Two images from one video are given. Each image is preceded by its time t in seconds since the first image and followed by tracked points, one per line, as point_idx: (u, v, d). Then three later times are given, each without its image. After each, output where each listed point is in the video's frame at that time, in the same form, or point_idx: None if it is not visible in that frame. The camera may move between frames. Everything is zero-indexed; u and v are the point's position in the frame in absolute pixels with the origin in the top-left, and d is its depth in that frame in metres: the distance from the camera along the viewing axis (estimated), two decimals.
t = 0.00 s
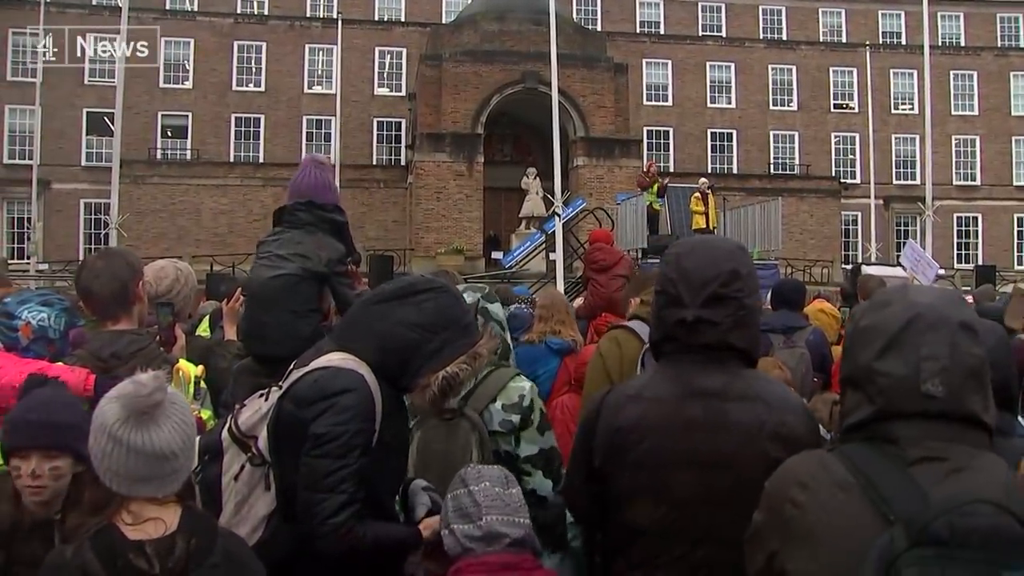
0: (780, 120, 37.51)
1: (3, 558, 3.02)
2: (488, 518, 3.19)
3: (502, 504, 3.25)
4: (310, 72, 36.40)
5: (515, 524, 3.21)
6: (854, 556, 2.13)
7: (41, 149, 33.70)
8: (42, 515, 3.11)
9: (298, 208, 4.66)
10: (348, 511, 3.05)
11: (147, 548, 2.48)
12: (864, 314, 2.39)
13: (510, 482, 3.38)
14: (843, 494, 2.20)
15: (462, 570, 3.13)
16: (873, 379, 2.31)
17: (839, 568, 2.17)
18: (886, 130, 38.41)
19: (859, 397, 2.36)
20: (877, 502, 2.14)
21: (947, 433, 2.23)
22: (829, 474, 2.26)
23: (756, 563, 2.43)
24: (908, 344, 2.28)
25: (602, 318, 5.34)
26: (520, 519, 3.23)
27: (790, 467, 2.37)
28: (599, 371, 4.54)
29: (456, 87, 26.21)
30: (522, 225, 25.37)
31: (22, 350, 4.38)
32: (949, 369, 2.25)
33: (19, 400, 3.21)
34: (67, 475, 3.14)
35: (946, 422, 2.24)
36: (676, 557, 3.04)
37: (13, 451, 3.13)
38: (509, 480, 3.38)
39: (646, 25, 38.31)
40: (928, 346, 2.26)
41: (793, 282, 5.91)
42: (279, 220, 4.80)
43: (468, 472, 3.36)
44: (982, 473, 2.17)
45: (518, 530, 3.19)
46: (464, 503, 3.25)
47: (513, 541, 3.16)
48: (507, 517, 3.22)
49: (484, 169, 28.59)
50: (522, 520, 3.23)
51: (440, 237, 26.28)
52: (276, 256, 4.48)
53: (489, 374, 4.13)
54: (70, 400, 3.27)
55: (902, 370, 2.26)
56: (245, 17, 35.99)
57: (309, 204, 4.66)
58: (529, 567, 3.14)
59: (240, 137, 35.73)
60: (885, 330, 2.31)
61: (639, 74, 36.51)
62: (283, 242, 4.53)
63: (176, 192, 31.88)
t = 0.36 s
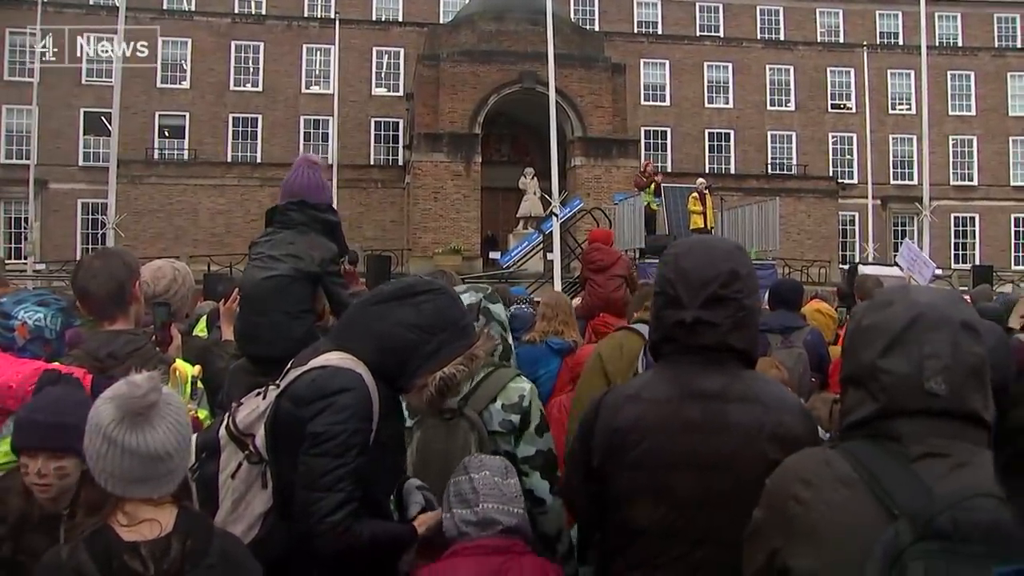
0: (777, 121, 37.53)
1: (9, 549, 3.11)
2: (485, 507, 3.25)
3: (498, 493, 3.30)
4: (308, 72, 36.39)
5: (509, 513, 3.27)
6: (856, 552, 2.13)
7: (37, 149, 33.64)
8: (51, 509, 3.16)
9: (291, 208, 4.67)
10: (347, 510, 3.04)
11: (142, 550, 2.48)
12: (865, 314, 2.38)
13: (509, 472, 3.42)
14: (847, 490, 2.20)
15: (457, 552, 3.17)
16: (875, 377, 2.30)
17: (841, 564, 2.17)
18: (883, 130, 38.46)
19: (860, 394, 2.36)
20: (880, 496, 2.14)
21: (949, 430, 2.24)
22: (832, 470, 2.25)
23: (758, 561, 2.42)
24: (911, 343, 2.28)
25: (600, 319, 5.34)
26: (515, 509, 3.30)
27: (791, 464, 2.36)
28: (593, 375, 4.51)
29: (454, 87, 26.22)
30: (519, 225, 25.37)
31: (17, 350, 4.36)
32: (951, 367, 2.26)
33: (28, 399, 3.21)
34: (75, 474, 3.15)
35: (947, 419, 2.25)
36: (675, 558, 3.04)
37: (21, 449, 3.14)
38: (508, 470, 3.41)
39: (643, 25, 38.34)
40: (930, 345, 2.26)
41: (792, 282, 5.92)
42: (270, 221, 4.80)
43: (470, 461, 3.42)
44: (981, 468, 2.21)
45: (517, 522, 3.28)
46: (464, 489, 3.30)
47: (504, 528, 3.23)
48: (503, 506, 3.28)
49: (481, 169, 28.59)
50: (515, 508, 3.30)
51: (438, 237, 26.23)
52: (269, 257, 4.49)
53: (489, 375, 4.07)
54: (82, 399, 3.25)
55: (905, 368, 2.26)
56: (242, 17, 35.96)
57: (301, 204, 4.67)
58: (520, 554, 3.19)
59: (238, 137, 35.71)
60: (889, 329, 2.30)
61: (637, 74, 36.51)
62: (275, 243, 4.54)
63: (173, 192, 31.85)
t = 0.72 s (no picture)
0: (773, 121, 37.58)
1: None
2: (485, 492, 3.23)
3: (497, 480, 3.27)
4: (303, 72, 36.39)
5: (508, 500, 3.28)
6: (855, 550, 2.11)
7: (32, 148, 33.56)
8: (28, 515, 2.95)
9: (289, 208, 4.70)
10: (353, 512, 3.03)
11: (135, 553, 2.39)
12: (859, 316, 2.40)
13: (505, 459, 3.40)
14: (842, 491, 2.19)
15: (455, 540, 3.20)
16: (871, 378, 2.32)
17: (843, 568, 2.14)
18: (878, 131, 38.51)
19: (856, 397, 2.37)
20: (875, 497, 2.14)
21: (943, 432, 2.26)
22: (829, 473, 2.24)
23: (753, 566, 2.39)
24: (905, 344, 2.29)
25: (597, 319, 5.34)
26: (513, 496, 3.30)
27: (789, 466, 2.34)
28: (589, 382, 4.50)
29: (450, 87, 26.21)
30: (515, 225, 25.35)
31: (10, 349, 4.32)
32: (945, 367, 2.26)
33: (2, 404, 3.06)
34: (49, 481, 2.99)
35: (940, 421, 2.27)
36: (674, 560, 3.02)
37: None
38: (503, 459, 3.37)
39: (639, 25, 38.37)
40: (926, 344, 2.27)
41: (788, 282, 5.93)
42: (267, 220, 4.82)
43: (465, 448, 3.37)
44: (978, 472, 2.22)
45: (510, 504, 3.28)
46: (462, 475, 3.26)
47: (504, 515, 3.25)
48: (503, 492, 3.27)
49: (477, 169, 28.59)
50: (513, 495, 3.30)
51: (433, 237, 26.22)
52: (267, 257, 4.49)
53: (493, 375, 4.10)
54: (61, 404, 3.15)
55: (900, 368, 2.27)
56: (238, 17, 35.92)
57: (299, 205, 4.71)
58: (519, 543, 3.26)
59: (233, 137, 35.65)
60: (883, 329, 2.32)
61: (633, 74, 36.50)
62: (273, 243, 4.55)
63: (169, 191, 31.79)
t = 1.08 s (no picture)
0: (768, 121, 37.61)
1: None
2: (486, 495, 3.17)
3: (495, 483, 3.22)
4: (299, 72, 36.36)
5: (507, 502, 3.20)
6: (846, 552, 2.11)
7: (27, 148, 33.47)
8: None
9: (284, 209, 4.71)
10: (370, 510, 3.05)
11: (120, 553, 2.36)
12: (849, 317, 2.40)
13: (497, 462, 3.33)
14: (830, 495, 2.19)
15: (459, 548, 3.11)
16: (860, 381, 2.32)
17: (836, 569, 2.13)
18: (873, 131, 38.57)
19: (846, 399, 2.38)
20: (865, 501, 2.14)
21: (936, 434, 2.25)
22: (819, 476, 2.24)
23: (745, 568, 2.39)
24: (895, 344, 2.29)
25: (592, 319, 5.32)
26: (511, 499, 3.23)
27: (779, 470, 2.34)
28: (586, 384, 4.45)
29: (445, 87, 26.20)
30: (510, 225, 25.32)
31: (2, 349, 4.29)
32: (934, 367, 2.26)
33: None
34: None
35: (932, 423, 2.26)
36: (670, 560, 3.02)
37: None
38: (496, 462, 3.33)
39: (634, 26, 38.40)
40: (914, 346, 2.27)
41: (784, 283, 5.93)
42: (262, 221, 4.81)
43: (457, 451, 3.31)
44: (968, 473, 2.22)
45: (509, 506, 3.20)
46: (460, 482, 3.19)
47: (504, 519, 3.18)
48: (502, 496, 3.20)
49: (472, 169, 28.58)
50: (511, 497, 3.24)
51: (429, 237, 26.20)
52: (263, 257, 4.48)
53: (492, 377, 4.11)
54: None
55: (888, 371, 2.27)
56: (233, 17, 35.88)
57: (295, 205, 4.71)
58: (519, 544, 3.20)
59: (228, 137, 35.60)
60: (873, 330, 2.32)
61: (628, 75, 36.50)
62: (268, 244, 4.55)
63: (164, 191, 31.73)
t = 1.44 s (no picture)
0: (762, 122, 37.69)
1: None
2: (482, 504, 3.17)
3: (491, 490, 3.21)
4: (293, 72, 36.33)
5: (503, 509, 3.20)
6: (834, 552, 2.11)
7: (21, 148, 33.41)
8: None
9: (280, 210, 4.70)
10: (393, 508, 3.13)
11: (101, 555, 2.37)
12: (843, 316, 2.41)
13: (493, 471, 3.33)
14: (822, 495, 2.18)
15: (457, 553, 3.11)
16: (852, 380, 2.32)
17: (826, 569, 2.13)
18: (867, 132, 38.65)
19: (840, 399, 2.38)
20: (857, 502, 2.14)
21: (928, 433, 2.25)
22: (811, 476, 2.23)
23: (739, 569, 2.38)
24: (888, 342, 2.29)
25: (587, 320, 5.32)
26: (506, 506, 3.22)
27: (772, 470, 2.33)
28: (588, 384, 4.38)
29: (440, 87, 26.21)
30: (505, 226, 25.31)
31: None
32: (927, 366, 2.26)
33: None
34: None
35: (924, 422, 2.26)
36: (665, 560, 3.03)
37: None
38: (491, 470, 3.32)
39: (629, 26, 38.46)
40: (907, 345, 2.28)
41: (778, 283, 5.94)
42: (257, 221, 4.81)
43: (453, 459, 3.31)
44: (960, 472, 2.21)
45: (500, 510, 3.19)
46: (456, 490, 3.19)
47: (500, 525, 3.17)
48: (497, 503, 3.20)
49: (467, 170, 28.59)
50: (507, 504, 3.23)
51: (423, 237, 26.19)
52: (258, 257, 4.47)
53: (492, 377, 4.09)
54: None
55: (883, 369, 2.27)
56: (227, 17, 35.85)
57: (291, 206, 4.71)
58: (514, 548, 3.18)
59: (223, 137, 35.56)
60: (866, 329, 2.32)
61: (623, 75, 36.53)
62: (264, 244, 4.54)
63: (158, 191, 31.68)
